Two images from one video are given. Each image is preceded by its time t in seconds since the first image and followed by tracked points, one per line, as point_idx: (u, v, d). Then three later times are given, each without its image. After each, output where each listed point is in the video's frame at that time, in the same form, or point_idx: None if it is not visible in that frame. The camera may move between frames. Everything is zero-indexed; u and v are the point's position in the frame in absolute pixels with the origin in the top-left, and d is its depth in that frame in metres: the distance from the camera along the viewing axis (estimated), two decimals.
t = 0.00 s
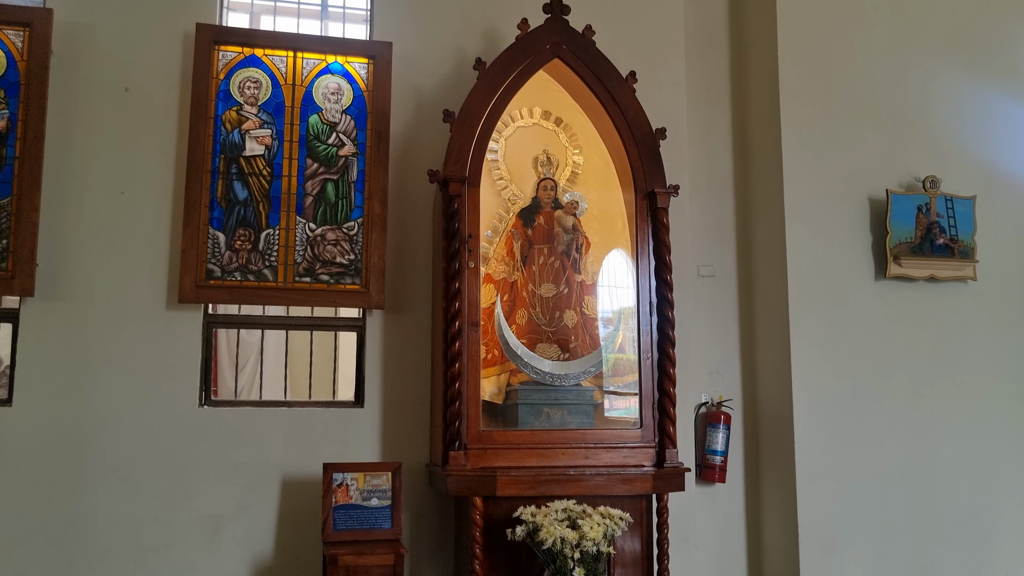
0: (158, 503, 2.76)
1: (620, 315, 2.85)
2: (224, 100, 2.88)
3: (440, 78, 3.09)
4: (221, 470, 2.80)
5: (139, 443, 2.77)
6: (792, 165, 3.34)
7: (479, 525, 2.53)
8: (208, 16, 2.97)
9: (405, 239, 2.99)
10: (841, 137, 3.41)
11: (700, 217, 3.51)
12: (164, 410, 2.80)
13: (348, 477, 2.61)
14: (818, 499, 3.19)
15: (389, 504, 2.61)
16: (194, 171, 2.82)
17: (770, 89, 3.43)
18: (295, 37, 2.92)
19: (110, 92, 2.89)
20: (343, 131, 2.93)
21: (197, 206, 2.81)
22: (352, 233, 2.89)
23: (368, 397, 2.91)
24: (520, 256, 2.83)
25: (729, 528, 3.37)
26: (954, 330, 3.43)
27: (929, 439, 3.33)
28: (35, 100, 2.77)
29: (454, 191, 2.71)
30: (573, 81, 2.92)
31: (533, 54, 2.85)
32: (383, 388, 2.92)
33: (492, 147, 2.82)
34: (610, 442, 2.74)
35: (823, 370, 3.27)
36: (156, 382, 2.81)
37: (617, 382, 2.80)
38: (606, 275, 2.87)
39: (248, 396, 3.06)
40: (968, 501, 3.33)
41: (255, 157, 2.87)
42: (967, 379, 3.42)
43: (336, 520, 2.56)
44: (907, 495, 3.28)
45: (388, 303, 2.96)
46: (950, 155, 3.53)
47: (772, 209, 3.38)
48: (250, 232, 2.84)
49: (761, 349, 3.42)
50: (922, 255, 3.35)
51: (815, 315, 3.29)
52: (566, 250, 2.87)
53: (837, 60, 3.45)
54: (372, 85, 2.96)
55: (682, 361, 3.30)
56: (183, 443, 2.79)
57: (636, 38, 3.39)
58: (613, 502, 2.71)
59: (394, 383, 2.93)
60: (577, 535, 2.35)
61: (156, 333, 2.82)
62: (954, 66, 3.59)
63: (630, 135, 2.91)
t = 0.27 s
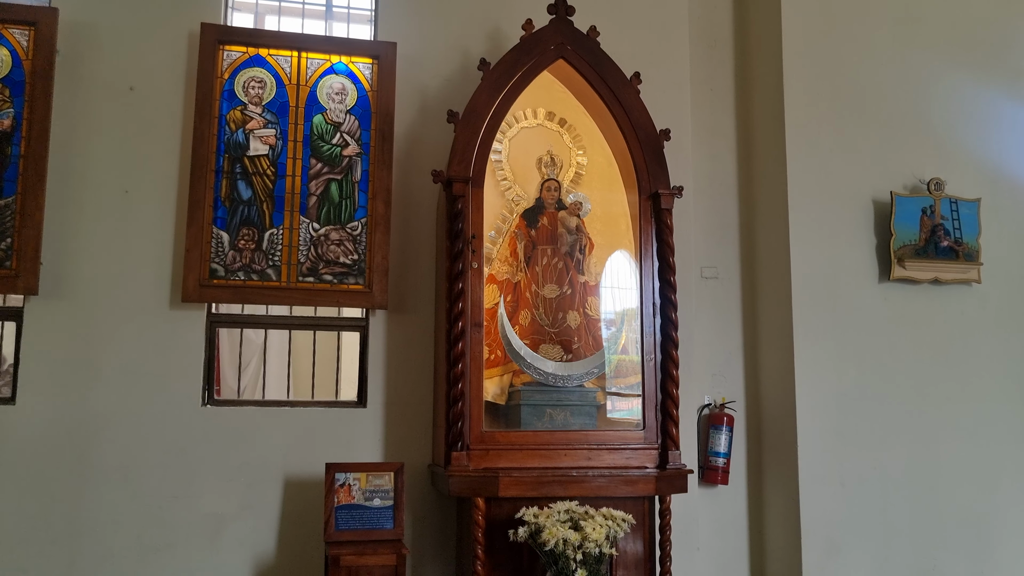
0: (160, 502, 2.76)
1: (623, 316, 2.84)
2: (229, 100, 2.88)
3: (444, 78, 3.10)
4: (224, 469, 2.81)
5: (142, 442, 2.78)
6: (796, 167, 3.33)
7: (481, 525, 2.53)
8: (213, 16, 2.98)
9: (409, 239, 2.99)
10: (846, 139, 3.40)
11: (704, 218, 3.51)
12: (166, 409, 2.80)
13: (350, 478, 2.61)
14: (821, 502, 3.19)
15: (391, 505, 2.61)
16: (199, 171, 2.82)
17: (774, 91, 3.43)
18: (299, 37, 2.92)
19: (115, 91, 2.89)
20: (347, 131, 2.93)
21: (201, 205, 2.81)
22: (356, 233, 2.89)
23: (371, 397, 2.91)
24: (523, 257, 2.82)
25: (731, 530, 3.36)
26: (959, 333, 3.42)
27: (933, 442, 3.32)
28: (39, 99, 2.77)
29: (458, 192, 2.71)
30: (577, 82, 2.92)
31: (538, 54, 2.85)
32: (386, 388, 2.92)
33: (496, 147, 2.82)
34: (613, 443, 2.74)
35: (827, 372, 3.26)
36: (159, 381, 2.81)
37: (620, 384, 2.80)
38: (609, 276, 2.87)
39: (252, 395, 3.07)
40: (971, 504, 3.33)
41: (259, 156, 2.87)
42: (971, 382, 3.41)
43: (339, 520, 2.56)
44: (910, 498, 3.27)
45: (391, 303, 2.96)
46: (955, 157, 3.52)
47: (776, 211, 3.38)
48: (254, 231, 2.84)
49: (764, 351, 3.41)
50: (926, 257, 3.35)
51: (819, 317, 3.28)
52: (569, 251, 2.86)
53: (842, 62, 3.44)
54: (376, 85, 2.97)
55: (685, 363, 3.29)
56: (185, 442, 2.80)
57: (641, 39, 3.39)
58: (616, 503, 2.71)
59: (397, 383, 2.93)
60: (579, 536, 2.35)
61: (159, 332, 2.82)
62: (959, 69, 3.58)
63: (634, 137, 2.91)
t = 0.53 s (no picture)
0: (162, 502, 2.76)
1: (626, 318, 2.84)
2: (232, 101, 2.88)
3: (448, 79, 3.10)
4: (225, 469, 2.80)
5: (144, 442, 2.78)
6: (799, 169, 3.33)
7: (483, 527, 2.53)
8: (216, 17, 2.98)
9: (412, 239, 2.99)
10: (849, 141, 3.40)
11: (707, 220, 3.50)
12: (169, 409, 2.80)
13: (352, 478, 2.61)
14: (823, 504, 3.18)
15: (393, 506, 2.61)
16: (202, 171, 2.83)
17: (777, 93, 3.42)
18: (303, 37, 2.92)
19: (118, 91, 2.89)
20: (350, 132, 2.93)
21: (203, 206, 2.81)
22: (359, 234, 2.89)
23: (373, 398, 2.91)
24: (526, 258, 2.82)
25: (733, 532, 3.35)
26: (961, 335, 3.42)
27: (935, 444, 3.32)
28: (43, 99, 2.77)
29: (461, 193, 2.71)
30: (580, 83, 2.92)
31: (541, 56, 2.85)
32: (388, 389, 2.92)
33: (499, 149, 2.82)
34: (616, 445, 2.74)
35: (829, 374, 3.26)
36: (161, 381, 2.81)
37: (623, 385, 2.80)
38: (612, 278, 2.86)
39: (254, 395, 3.04)
40: (974, 507, 3.32)
41: (262, 157, 2.87)
42: (974, 384, 3.40)
43: (341, 521, 2.56)
44: (913, 502, 3.26)
45: (394, 304, 2.96)
46: (958, 160, 3.52)
47: (779, 213, 3.37)
48: (257, 232, 2.84)
49: (767, 353, 3.41)
50: (929, 259, 3.34)
51: (821, 319, 3.28)
52: (572, 252, 2.86)
53: (845, 64, 3.44)
54: (379, 86, 2.97)
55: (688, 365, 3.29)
56: (187, 442, 2.80)
57: (644, 40, 3.39)
58: (618, 505, 2.71)
59: (399, 384, 2.93)
60: (582, 537, 2.35)
61: (161, 333, 2.82)
62: (963, 71, 3.58)
63: (637, 138, 2.90)
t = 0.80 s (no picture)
0: (162, 501, 2.76)
1: (626, 318, 2.84)
2: (233, 100, 2.88)
3: (449, 79, 3.10)
4: (226, 469, 2.80)
5: (144, 441, 2.78)
6: (800, 170, 3.33)
7: (483, 527, 2.53)
8: (218, 16, 2.98)
9: (412, 239, 2.99)
10: (850, 142, 3.40)
11: (708, 220, 3.50)
12: (169, 409, 2.80)
13: (352, 478, 2.61)
14: (823, 505, 3.18)
15: (393, 506, 2.61)
16: (202, 170, 2.83)
17: (779, 93, 3.42)
18: (304, 37, 2.92)
19: (119, 90, 2.89)
20: (351, 131, 2.93)
21: (204, 205, 2.81)
22: (359, 233, 2.89)
23: (373, 398, 2.91)
24: (527, 258, 2.82)
25: (733, 533, 3.35)
26: (962, 337, 3.42)
27: (936, 446, 3.32)
28: (44, 98, 2.77)
29: (461, 193, 2.71)
30: (581, 84, 2.92)
31: (542, 56, 2.85)
32: (388, 389, 2.92)
33: (500, 149, 2.82)
34: (616, 445, 2.74)
35: (830, 375, 3.25)
36: (161, 381, 2.81)
37: (623, 386, 2.80)
38: (613, 278, 2.86)
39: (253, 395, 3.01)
40: (974, 509, 3.32)
41: (263, 157, 2.87)
42: (974, 385, 3.40)
43: (341, 521, 2.56)
44: (913, 503, 3.26)
45: (394, 303, 2.95)
46: (959, 161, 3.52)
47: (779, 213, 3.37)
48: (257, 231, 2.84)
49: (767, 354, 3.40)
50: (929, 261, 3.34)
51: (822, 320, 3.27)
52: (573, 253, 2.86)
53: (847, 65, 3.44)
54: (380, 85, 2.97)
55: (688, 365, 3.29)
56: (187, 442, 2.79)
57: (645, 41, 3.39)
58: (618, 505, 2.71)
59: (399, 384, 2.93)
60: (582, 538, 2.35)
61: (162, 332, 2.82)
62: (964, 72, 3.58)
63: (638, 139, 2.90)
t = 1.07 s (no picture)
0: (163, 499, 2.76)
1: (628, 318, 2.84)
2: (235, 99, 2.88)
3: (451, 79, 3.10)
4: (227, 467, 2.80)
5: (145, 439, 2.78)
6: (801, 170, 3.33)
7: (484, 526, 2.53)
8: (220, 15, 2.98)
9: (414, 239, 2.99)
10: (851, 143, 3.40)
11: (709, 221, 3.50)
12: (170, 407, 2.80)
13: (353, 477, 2.61)
14: (823, 506, 3.18)
15: (394, 505, 2.61)
16: (204, 169, 2.83)
17: (780, 94, 3.42)
18: (306, 36, 2.92)
19: (121, 88, 2.89)
20: (353, 131, 2.93)
21: (206, 204, 2.81)
22: (361, 232, 2.89)
23: (375, 397, 2.91)
24: (528, 258, 2.82)
25: (733, 534, 3.35)
26: (963, 338, 3.42)
27: (936, 447, 3.32)
28: (46, 96, 2.78)
29: (463, 192, 2.71)
30: (583, 84, 2.92)
31: (545, 56, 2.85)
32: (390, 388, 2.92)
33: (502, 148, 2.82)
34: (617, 446, 2.74)
35: (830, 376, 3.25)
36: (162, 379, 2.81)
37: (624, 386, 2.80)
38: (614, 278, 2.86)
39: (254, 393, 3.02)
40: (974, 510, 3.32)
41: (265, 155, 2.87)
42: (975, 386, 3.40)
43: (342, 520, 2.56)
44: (914, 504, 3.26)
45: (396, 303, 2.95)
46: (960, 162, 3.52)
47: (781, 214, 3.37)
48: (259, 230, 2.84)
49: (768, 354, 3.40)
50: (931, 262, 3.35)
51: (822, 321, 3.27)
52: (574, 253, 2.86)
53: (848, 66, 3.44)
54: (382, 84, 2.97)
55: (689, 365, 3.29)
56: (188, 440, 2.80)
57: (647, 41, 3.39)
58: (619, 505, 2.71)
59: (400, 383, 2.93)
60: (583, 538, 2.35)
61: (163, 330, 2.82)
62: (966, 73, 3.58)
63: (640, 139, 2.90)
